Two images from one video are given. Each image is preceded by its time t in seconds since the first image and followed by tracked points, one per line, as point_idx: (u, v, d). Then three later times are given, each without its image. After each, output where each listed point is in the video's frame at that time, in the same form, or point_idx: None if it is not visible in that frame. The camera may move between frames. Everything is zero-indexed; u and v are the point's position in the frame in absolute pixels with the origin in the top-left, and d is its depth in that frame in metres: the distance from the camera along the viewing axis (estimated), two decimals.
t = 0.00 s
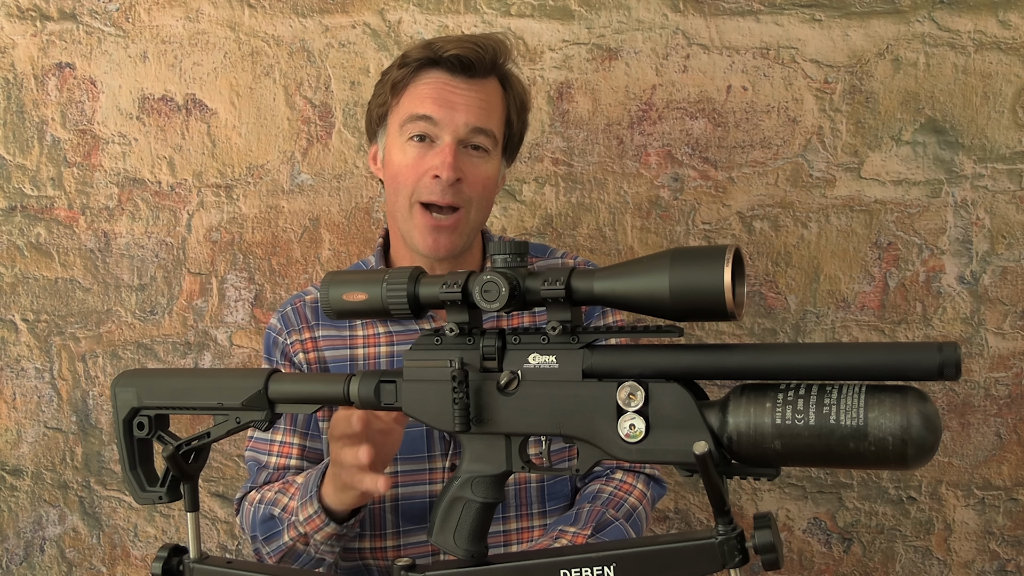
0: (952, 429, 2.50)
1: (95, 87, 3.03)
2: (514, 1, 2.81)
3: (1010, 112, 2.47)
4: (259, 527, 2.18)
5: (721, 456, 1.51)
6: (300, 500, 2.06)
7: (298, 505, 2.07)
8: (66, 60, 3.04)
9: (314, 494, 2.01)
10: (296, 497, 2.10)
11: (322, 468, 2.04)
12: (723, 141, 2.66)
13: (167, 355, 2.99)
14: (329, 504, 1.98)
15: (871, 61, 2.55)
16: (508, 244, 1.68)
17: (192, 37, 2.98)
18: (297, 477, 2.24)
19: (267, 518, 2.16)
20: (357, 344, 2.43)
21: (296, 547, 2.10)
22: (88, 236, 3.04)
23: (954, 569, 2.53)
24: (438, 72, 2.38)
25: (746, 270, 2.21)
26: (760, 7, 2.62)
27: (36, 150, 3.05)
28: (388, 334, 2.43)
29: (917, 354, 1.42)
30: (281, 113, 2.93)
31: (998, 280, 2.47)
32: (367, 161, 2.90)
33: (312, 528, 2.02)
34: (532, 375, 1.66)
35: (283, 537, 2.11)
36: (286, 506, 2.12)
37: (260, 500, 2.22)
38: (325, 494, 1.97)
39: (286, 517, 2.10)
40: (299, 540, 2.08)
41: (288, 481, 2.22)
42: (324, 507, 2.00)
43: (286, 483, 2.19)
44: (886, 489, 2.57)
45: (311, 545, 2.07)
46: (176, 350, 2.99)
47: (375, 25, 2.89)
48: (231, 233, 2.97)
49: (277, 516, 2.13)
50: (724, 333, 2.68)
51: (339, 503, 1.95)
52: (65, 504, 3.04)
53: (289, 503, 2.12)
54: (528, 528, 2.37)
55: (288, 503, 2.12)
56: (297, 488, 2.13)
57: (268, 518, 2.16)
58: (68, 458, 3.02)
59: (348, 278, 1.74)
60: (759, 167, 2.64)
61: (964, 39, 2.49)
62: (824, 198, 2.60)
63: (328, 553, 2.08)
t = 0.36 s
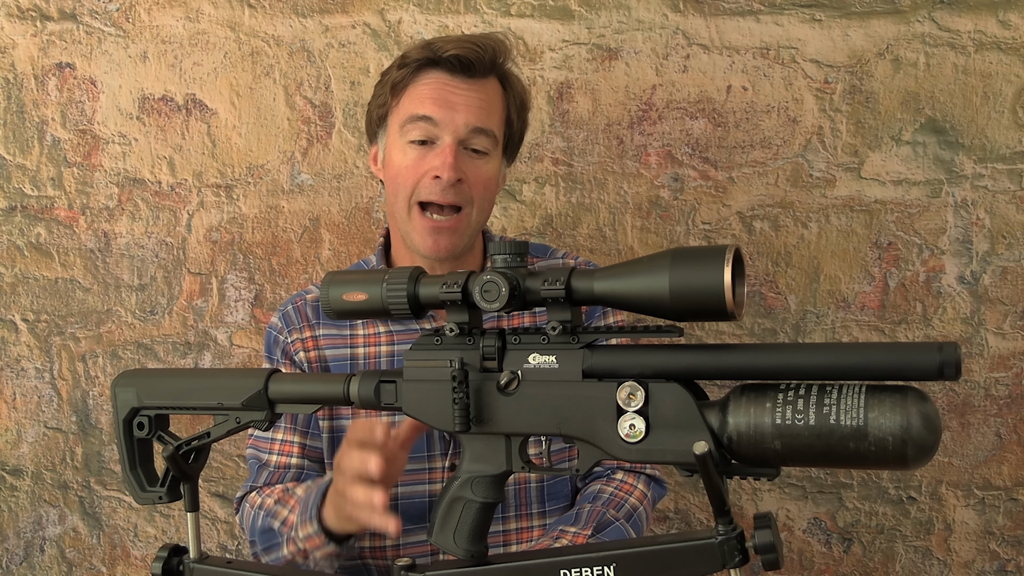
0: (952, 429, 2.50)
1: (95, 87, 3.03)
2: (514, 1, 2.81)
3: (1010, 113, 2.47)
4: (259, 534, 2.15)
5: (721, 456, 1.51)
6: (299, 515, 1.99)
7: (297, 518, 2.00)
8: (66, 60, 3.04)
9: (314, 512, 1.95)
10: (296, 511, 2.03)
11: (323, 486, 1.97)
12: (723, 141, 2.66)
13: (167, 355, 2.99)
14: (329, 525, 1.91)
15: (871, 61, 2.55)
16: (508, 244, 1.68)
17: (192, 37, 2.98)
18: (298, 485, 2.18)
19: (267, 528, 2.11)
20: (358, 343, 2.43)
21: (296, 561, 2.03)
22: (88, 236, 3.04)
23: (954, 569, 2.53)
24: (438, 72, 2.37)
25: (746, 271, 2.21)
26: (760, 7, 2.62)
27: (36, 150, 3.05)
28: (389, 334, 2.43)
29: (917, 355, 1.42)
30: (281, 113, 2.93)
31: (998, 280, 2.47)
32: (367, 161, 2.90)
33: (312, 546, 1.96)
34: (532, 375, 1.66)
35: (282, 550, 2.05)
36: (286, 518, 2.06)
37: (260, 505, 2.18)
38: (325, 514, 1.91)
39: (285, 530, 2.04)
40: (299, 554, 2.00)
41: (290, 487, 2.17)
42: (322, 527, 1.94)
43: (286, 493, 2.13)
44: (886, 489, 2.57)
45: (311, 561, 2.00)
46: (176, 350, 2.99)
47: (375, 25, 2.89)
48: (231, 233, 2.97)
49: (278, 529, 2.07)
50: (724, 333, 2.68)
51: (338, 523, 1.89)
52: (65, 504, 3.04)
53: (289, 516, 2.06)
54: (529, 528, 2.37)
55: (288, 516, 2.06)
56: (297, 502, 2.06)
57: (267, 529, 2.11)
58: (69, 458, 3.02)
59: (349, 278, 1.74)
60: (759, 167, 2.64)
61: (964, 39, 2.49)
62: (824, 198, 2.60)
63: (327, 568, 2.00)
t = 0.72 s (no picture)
0: (952, 429, 2.50)
1: (95, 87, 3.03)
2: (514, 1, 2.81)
3: (1010, 112, 2.47)
4: (261, 550, 2.19)
5: (721, 456, 1.51)
6: (304, 547, 2.03)
7: (301, 548, 2.04)
8: (66, 60, 3.04)
9: (321, 547, 2.00)
10: (300, 538, 2.06)
11: (332, 524, 2.01)
12: (723, 141, 2.66)
13: (167, 355, 2.99)
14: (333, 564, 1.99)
15: (871, 61, 2.55)
16: (508, 244, 1.68)
17: (192, 37, 2.98)
18: (302, 503, 2.19)
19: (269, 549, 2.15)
20: (360, 344, 2.43)
21: None
22: (88, 236, 3.04)
23: (954, 569, 2.53)
24: (438, 74, 2.37)
25: (746, 270, 2.21)
26: (760, 7, 2.62)
27: (36, 150, 3.05)
28: (391, 334, 2.43)
29: (917, 355, 1.42)
30: (281, 113, 2.93)
31: (998, 280, 2.47)
32: (367, 161, 2.90)
33: None
34: (533, 375, 1.66)
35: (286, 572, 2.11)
36: (288, 543, 2.08)
37: (262, 517, 2.21)
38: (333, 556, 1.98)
39: (289, 555, 2.07)
40: None
41: (293, 505, 2.19)
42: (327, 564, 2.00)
43: (290, 515, 2.15)
44: (886, 489, 2.57)
45: None
46: (176, 350, 2.99)
47: (375, 25, 2.89)
48: (231, 233, 2.97)
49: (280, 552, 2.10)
50: (724, 333, 2.68)
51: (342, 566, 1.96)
52: (65, 504, 3.04)
53: (292, 540, 2.08)
54: (529, 530, 2.37)
55: (291, 541, 2.08)
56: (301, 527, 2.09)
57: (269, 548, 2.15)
58: (68, 458, 3.02)
59: (349, 278, 1.74)
60: (759, 167, 2.64)
61: (964, 39, 2.49)
62: (824, 198, 2.60)
63: None
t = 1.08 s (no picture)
0: (952, 429, 2.50)
1: (95, 87, 3.03)
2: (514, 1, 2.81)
3: (1010, 112, 2.47)
4: (272, 553, 2.22)
5: (721, 456, 1.51)
6: (322, 557, 2.09)
7: (319, 559, 2.10)
8: (66, 60, 3.04)
9: (340, 560, 2.07)
10: (317, 547, 2.12)
11: (353, 539, 2.08)
12: (723, 141, 2.66)
13: (167, 355, 2.99)
14: None
15: (871, 60, 2.55)
16: (508, 244, 1.69)
17: (192, 37, 2.98)
18: (314, 509, 2.23)
19: (281, 554, 2.19)
20: (364, 343, 2.43)
21: None
22: (88, 236, 3.04)
23: (954, 569, 2.53)
24: (423, 64, 2.39)
25: (746, 271, 2.21)
26: (760, 7, 2.62)
27: (36, 150, 3.05)
28: (395, 333, 2.42)
29: (917, 355, 1.42)
30: (281, 113, 2.93)
31: (998, 280, 2.47)
32: (367, 161, 2.90)
33: None
34: (533, 375, 1.66)
35: None
36: (304, 552, 2.13)
37: (272, 521, 2.25)
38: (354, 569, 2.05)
39: (304, 563, 2.12)
40: None
41: (306, 510, 2.23)
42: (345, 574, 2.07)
43: (304, 523, 2.19)
44: (886, 489, 2.57)
45: None
46: (176, 350, 2.99)
47: (375, 25, 2.89)
48: (231, 233, 2.97)
49: (295, 560, 2.15)
50: (724, 333, 2.68)
51: None
52: (65, 504, 3.04)
53: (308, 550, 2.13)
54: (531, 530, 2.37)
55: (307, 550, 2.13)
56: (318, 536, 2.14)
57: (281, 553, 2.19)
58: (68, 458, 3.02)
59: (349, 278, 1.74)
60: (759, 167, 2.64)
61: (964, 39, 2.49)
62: (824, 198, 2.60)
63: None
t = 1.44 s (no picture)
0: (952, 429, 2.50)
1: (95, 87, 3.03)
2: (514, 2, 2.82)
3: (1010, 112, 2.47)
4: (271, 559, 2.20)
5: (721, 456, 1.51)
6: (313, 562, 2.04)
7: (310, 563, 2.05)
8: (66, 60, 3.04)
9: (327, 565, 2.00)
10: (309, 550, 2.08)
11: (339, 541, 2.01)
12: (723, 141, 2.66)
13: (167, 355, 2.99)
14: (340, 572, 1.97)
15: (871, 61, 2.55)
16: (508, 244, 1.69)
17: (192, 37, 2.98)
18: (309, 510, 2.21)
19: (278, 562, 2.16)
20: (364, 344, 2.43)
21: None
22: (88, 236, 3.04)
23: (954, 569, 2.53)
24: (407, 66, 2.38)
25: (746, 270, 2.21)
26: (760, 7, 2.62)
27: (36, 150, 3.05)
28: (395, 333, 2.42)
29: (917, 355, 1.42)
30: (281, 113, 2.93)
31: (998, 280, 2.47)
32: (367, 161, 2.90)
33: None
34: (533, 375, 1.66)
35: None
36: (298, 555, 2.10)
37: (270, 524, 2.23)
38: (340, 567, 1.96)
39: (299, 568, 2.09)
40: None
41: (301, 512, 2.21)
42: None
43: (299, 526, 2.16)
44: (886, 489, 2.57)
45: None
46: (176, 350, 2.99)
47: (375, 25, 2.89)
48: (231, 233, 2.97)
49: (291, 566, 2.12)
50: (724, 333, 2.68)
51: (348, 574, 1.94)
52: (65, 504, 3.04)
53: (301, 554, 2.10)
54: (531, 530, 2.37)
55: (300, 554, 2.10)
56: (309, 540, 2.10)
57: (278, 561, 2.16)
58: (69, 458, 3.02)
59: (349, 278, 1.74)
60: (759, 167, 2.64)
61: (964, 39, 2.49)
62: (824, 198, 2.60)
63: None
